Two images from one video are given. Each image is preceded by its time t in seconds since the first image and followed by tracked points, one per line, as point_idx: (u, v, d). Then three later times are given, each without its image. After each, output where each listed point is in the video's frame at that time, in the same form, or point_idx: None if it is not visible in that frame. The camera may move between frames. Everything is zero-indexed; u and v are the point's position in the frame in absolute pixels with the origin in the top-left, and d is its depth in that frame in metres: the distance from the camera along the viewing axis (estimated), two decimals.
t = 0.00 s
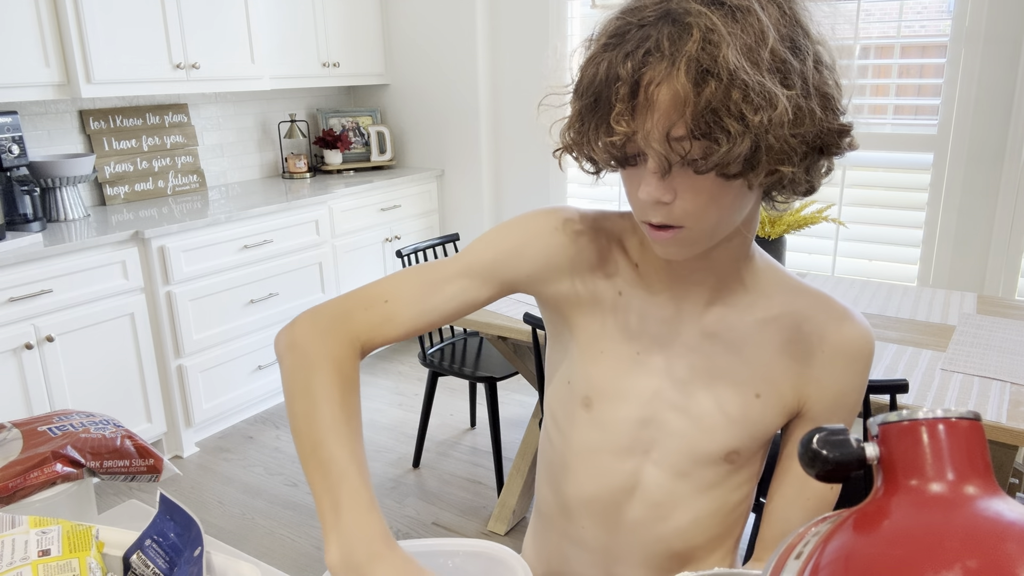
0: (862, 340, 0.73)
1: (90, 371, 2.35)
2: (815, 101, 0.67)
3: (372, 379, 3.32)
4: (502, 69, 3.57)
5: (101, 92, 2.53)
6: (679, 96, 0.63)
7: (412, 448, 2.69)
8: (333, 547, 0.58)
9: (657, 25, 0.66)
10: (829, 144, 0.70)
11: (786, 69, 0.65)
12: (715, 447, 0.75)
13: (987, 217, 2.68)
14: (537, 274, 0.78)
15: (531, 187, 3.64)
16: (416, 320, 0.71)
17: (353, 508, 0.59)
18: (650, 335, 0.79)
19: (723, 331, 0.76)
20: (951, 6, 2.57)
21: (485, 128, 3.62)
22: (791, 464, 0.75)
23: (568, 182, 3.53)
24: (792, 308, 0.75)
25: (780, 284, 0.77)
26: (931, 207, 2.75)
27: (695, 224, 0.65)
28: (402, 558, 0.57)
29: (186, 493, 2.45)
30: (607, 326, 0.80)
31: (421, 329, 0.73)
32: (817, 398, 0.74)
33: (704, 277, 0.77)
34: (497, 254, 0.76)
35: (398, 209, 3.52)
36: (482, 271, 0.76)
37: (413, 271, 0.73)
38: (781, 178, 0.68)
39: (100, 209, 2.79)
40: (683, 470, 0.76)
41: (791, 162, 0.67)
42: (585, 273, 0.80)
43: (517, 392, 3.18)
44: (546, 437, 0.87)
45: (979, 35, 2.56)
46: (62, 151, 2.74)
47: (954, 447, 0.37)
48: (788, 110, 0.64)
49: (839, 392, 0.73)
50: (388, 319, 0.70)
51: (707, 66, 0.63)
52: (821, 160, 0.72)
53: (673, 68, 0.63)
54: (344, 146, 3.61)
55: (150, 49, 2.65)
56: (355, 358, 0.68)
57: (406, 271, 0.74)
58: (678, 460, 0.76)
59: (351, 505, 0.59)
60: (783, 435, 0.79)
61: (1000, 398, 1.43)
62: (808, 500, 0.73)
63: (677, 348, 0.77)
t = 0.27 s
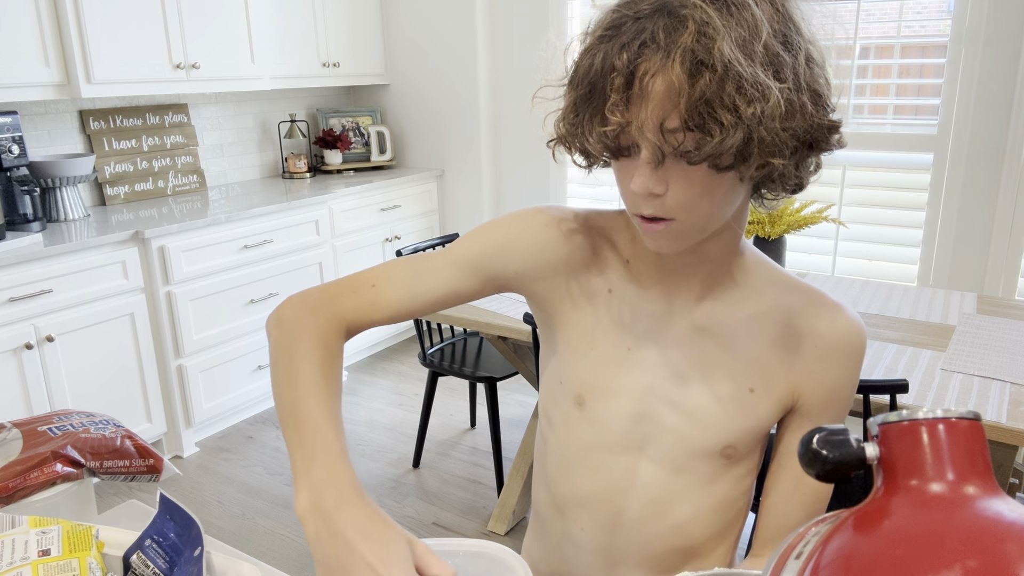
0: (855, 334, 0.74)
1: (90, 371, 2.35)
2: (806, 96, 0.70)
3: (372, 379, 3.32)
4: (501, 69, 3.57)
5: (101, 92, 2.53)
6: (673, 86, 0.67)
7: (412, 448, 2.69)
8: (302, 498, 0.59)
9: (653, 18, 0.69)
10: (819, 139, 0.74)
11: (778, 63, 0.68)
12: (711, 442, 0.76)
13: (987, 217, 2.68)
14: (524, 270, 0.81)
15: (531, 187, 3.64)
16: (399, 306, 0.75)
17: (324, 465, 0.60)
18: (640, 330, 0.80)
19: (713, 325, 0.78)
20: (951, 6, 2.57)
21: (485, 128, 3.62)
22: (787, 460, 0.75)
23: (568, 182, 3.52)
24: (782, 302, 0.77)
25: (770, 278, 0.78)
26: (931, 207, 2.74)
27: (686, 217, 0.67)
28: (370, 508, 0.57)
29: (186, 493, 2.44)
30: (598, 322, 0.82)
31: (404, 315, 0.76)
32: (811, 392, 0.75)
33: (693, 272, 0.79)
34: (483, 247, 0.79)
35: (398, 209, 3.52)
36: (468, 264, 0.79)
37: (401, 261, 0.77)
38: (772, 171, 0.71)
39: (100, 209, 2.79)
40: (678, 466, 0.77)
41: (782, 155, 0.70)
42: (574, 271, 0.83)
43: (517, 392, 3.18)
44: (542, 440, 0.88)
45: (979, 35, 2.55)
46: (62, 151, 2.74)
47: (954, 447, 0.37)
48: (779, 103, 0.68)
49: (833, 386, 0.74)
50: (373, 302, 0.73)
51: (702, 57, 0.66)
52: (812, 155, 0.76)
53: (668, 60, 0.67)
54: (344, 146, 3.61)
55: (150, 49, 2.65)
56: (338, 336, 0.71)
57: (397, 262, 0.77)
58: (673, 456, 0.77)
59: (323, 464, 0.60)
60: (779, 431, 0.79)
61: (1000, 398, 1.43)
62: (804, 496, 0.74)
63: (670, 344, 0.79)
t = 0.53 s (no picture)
0: (847, 327, 0.74)
1: (90, 371, 2.35)
2: (794, 91, 0.73)
3: (372, 379, 3.32)
4: (501, 70, 3.57)
5: (101, 92, 2.53)
6: (666, 75, 0.69)
7: (412, 448, 2.69)
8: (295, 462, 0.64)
9: (647, 9, 0.72)
10: (806, 134, 0.76)
11: (769, 56, 0.70)
12: (704, 437, 0.76)
13: (987, 217, 2.68)
14: (514, 268, 0.86)
15: (531, 187, 3.64)
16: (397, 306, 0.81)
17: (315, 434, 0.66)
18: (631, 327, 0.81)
19: (703, 320, 0.79)
20: (951, 6, 2.57)
21: (485, 128, 3.62)
22: (783, 456, 0.75)
23: (568, 182, 3.52)
24: (774, 297, 0.77)
25: (759, 272, 0.79)
26: (931, 207, 2.74)
27: (675, 207, 0.69)
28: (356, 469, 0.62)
29: (186, 494, 2.44)
30: (589, 317, 0.84)
31: (402, 314, 0.82)
32: (805, 387, 0.75)
33: (682, 268, 0.80)
34: (473, 248, 0.85)
35: (398, 209, 3.52)
36: (461, 265, 0.85)
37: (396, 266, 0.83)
38: (759, 163, 0.73)
39: (100, 209, 2.79)
40: (671, 461, 0.77)
41: (770, 148, 0.72)
42: (563, 268, 0.86)
43: (517, 392, 3.18)
44: (541, 441, 0.89)
45: (979, 35, 2.55)
46: (62, 151, 2.74)
47: (954, 447, 0.37)
48: (768, 96, 0.70)
49: (827, 381, 0.74)
50: (371, 303, 0.80)
51: (695, 47, 0.68)
52: (799, 151, 0.79)
53: (662, 49, 0.69)
54: (344, 146, 3.61)
55: (150, 49, 2.65)
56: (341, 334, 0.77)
57: (395, 267, 0.84)
58: (667, 451, 0.77)
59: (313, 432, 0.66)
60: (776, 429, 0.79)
61: (1000, 398, 1.43)
62: (801, 492, 0.73)
63: (661, 338, 0.80)
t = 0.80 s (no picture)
0: (845, 324, 0.74)
1: (90, 371, 2.35)
2: (791, 86, 0.73)
3: (372, 379, 3.32)
4: (501, 70, 3.57)
5: (100, 92, 2.53)
6: (664, 66, 0.69)
7: (412, 448, 2.69)
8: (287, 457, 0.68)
9: (647, 3, 0.72)
10: (802, 130, 0.77)
11: (766, 50, 0.71)
12: (704, 434, 0.75)
13: (987, 217, 2.67)
14: (512, 272, 0.87)
15: (531, 187, 3.64)
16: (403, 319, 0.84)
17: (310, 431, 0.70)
18: (629, 326, 0.82)
19: (702, 317, 0.79)
20: (951, 6, 2.57)
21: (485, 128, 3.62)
22: (784, 455, 0.75)
23: (568, 182, 3.52)
24: (772, 294, 0.78)
25: (758, 271, 0.80)
26: (931, 207, 2.74)
27: (671, 200, 0.68)
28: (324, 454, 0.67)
29: (186, 494, 2.44)
30: (586, 317, 0.84)
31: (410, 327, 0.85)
32: (804, 384, 0.75)
33: (679, 265, 0.81)
34: (472, 256, 0.87)
35: (398, 209, 3.52)
36: (462, 274, 0.87)
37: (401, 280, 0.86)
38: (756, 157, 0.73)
39: (100, 209, 2.79)
40: (670, 459, 0.77)
41: (766, 140, 0.72)
42: (560, 269, 0.87)
43: (517, 392, 3.18)
44: (541, 441, 0.88)
45: (980, 35, 2.55)
46: (62, 151, 2.74)
47: (954, 447, 0.37)
48: (765, 88, 0.70)
49: (826, 378, 0.74)
50: (379, 318, 0.83)
51: (694, 38, 0.69)
52: (794, 147, 0.79)
53: (661, 40, 0.69)
54: (344, 146, 3.61)
55: (150, 49, 2.65)
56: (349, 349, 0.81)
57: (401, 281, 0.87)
58: (666, 449, 0.77)
59: (306, 430, 0.70)
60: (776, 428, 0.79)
61: (1000, 398, 1.43)
62: (802, 491, 0.74)
63: (660, 335, 0.80)
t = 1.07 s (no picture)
0: (846, 325, 0.75)
1: (90, 371, 2.35)
2: (791, 85, 0.73)
3: (372, 379, 3.32)
4: (501, 70, 3.57)
5: (100, 92, 2.53)
6: (666, 63, 0.69)
7: (412, 448, 2.69)
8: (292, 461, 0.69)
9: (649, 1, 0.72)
10: (802, 129, 0.77)
11: (767, 49, 0.71)
12: (704, 433, 0.75)
13: (987, 217, 2.68)
14: (514, 275, 0.87)
15: (531, 187, 3.64)
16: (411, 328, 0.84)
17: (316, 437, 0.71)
18: (629, 325, 0.82)
19: (701, 316, 0.79)
20: (951, 6, 2.57)
21: (485, 127, 3.62)
22: (784, 455, 0.75)
23: (568, 182, 3.52)
24: (771, 293, 0.78)
25: (757, 271, 0.80)
26: (931, 207, 2.74)
27: (670, 196, 0.68)
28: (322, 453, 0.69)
29: (186, 494, 2.44)
30: (586, 315, 0.84)
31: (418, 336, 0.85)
32: (804, 383, 0.75)
33: (679, 264, 0.81)
34: (473, 261, 0.88)
35: (398, 209, 3.52)
36: (464, 280, 0.87)
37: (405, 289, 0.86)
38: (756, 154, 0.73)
39: (100, 209, 2.79)
40: (671, 457, 0.77)
41: (766, 139, 0.72)
42: (560, 268, 0.87)
43: (517, 392, 3.18)
44: (541, 441, 0.88)
45: (979, 35, 2.55)
46: (62, 151, 2.74)
47: (954, 447, 0.37)
48: (766, 86, 0.70)
49: (827, 379, 0.74)
50: (387, 328, 0.83)
51: (695, 36, 0.69)
52: (795, 147, 0.79)
53: (663, 37, 0.69)
54: (344, 146, 3.61)
55: (150, 49, 2.65)
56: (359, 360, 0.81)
57: (404, 290, 0.87)
58: (666, 448, 0.77)
59: (312, 436, 0.71)
60: (776, 428, 0.79)
61: (1000, 398, 1.43)
62: (802, 492, 0.74)
63: (660, 334, 0.80)
